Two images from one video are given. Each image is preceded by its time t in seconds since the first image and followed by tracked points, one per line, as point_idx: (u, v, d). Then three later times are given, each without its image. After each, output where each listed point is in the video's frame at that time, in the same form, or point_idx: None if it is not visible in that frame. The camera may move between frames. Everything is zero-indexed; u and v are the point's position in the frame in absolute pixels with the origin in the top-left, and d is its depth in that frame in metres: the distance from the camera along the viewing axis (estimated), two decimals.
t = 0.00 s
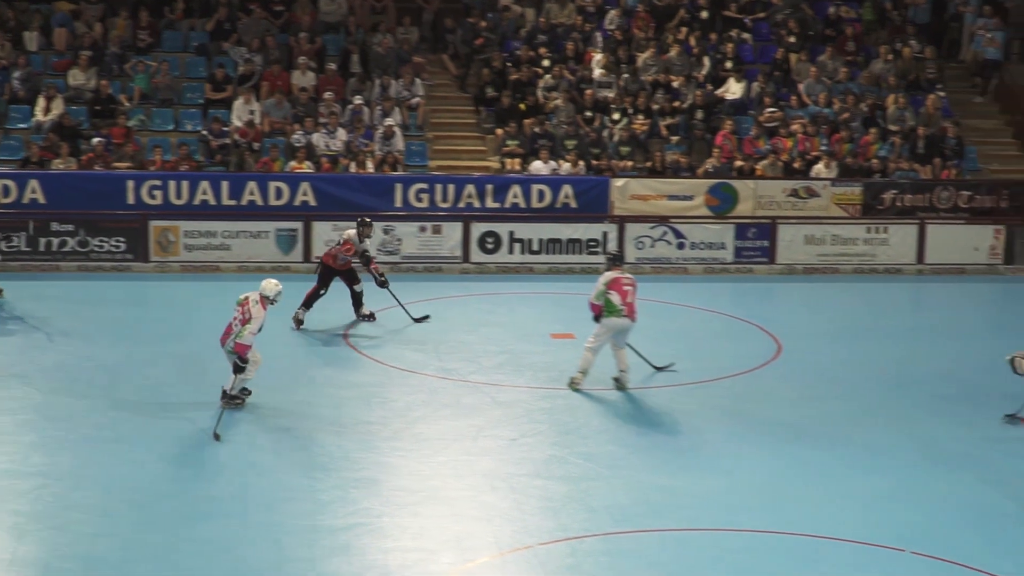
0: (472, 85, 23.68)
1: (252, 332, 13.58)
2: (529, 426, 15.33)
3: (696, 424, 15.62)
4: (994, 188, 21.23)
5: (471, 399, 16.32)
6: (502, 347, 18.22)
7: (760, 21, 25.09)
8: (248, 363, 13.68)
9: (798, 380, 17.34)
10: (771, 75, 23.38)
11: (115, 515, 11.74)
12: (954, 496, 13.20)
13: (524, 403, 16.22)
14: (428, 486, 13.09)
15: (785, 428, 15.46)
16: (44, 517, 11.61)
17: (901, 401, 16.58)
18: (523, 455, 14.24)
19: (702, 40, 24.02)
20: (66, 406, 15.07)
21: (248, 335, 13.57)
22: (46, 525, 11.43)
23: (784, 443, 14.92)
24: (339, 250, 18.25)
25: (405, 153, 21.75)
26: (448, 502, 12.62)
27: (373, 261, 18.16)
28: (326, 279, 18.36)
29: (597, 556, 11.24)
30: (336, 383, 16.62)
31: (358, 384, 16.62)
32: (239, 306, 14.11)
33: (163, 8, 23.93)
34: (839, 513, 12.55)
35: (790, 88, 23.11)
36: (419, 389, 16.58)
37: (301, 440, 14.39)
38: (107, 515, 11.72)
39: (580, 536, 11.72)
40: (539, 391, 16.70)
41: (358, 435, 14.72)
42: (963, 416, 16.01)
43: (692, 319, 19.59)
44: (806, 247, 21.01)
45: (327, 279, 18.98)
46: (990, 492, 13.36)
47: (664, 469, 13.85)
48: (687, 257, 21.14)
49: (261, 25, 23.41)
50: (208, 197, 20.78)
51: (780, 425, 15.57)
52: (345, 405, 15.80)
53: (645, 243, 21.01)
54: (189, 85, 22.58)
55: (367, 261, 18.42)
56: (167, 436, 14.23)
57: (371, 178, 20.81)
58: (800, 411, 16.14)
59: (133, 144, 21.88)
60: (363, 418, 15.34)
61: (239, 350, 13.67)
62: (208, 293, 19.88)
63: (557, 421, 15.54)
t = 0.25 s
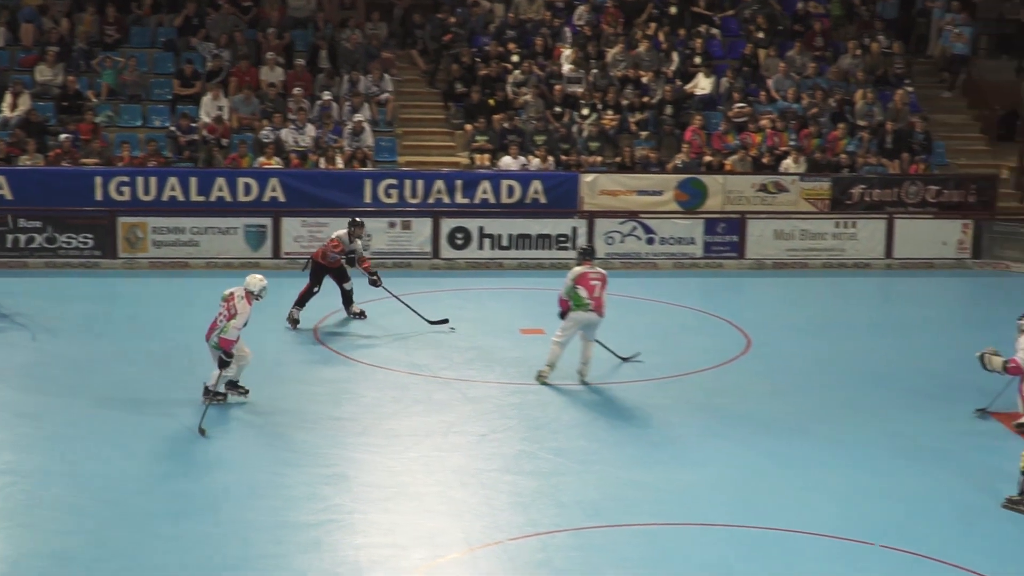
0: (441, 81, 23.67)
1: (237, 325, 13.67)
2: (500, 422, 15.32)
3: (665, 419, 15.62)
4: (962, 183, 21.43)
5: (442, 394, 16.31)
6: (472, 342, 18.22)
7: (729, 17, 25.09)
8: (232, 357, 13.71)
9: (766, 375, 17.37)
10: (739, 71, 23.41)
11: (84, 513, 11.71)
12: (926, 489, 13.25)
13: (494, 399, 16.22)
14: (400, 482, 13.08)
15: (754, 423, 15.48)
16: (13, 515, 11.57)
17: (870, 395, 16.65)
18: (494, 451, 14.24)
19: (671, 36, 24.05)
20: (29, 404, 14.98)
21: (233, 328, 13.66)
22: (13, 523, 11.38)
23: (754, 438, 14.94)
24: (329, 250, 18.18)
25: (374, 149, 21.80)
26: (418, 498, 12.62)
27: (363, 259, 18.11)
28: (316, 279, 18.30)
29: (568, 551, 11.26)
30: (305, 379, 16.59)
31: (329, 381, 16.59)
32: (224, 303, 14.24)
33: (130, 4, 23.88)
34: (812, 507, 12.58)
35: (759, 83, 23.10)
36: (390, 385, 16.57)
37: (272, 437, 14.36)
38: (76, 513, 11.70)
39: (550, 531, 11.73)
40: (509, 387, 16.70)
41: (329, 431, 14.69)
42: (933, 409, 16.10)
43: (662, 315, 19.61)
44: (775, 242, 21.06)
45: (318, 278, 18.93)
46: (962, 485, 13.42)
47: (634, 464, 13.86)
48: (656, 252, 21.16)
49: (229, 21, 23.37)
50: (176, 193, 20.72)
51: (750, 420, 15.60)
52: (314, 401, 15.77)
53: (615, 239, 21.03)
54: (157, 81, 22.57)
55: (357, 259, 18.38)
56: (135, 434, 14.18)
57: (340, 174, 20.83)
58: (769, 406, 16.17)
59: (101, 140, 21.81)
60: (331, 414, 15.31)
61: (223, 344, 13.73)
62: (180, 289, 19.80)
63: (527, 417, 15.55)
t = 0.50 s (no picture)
0: (411, 76, 23.66)
1: (222, 320, 13.80)
2: (470, 417, 15.33)
3: (632, 413, 15.64)
4: (930, 176, 21.34)
5: (411, 389, 16.32)
6: (443, 338, 18.22)
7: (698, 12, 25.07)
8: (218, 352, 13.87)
9: (734, 369, 17.39)
10: (709, 66, 23.43)
11: (52, 510, 11.70)
12: (897, 482, 13.32)
13: (464, 394, 16.22)
14: (370, 477, 13.09)
15: (722, 417, 15.50)
16: None
17: (838, 388, 16.72)
18: (464, 446, 14.24)
19: (640, 31, 24.06)
20: None
21: (219, 324, 13.81)
22: None
23: (723, 433, 14.98)
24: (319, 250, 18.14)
25: (343, 144, 21.78)
26: (388, 493, 12.64)
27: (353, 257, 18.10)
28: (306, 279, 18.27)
29: (538, 546, 11.30)
30: (273, 375, 16.56)
31: (297, 376, 16.56)
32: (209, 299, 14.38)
33: None
34: (783, 501, 12.62)
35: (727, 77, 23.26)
36: (360, 380, 16.56)
37: (241, 433, 14.33)
38: (45, 511, 11.69)
39: (520, 527, 11.75)
40: (479, 381, 16.72)
41: (297, 427, 14.68)
42: (901, 403, 16.19)
43: (632, 309, 19.63)
44: (744, 237, 21.16)
45: (307, 277, 18.91)
46: (934, 478, 13.49)
47: (602, 459, 13.87)
48: (626, 247, 21.22)
49: (197, 16, 23.34)
50: (144, 188, 20.59)
51: (718, 414, 15.62)
52: (283, 396, 15.74)
53: (584, 234, 21.08)
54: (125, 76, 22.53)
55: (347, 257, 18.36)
56: (101, 431, 14.12)
57: (309, 169, 20.76)
58: (737, 400, 16.20)
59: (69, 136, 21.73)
60: (298, 410, 15.28)
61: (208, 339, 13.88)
62: (150, 285, 19.78)
63: (496, 411, 15.56)
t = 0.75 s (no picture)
0: (381, 72, 23.63)
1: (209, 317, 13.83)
2: (440, 413, 15.33)
3: (600, 410, 15.65)
4: (898, 172, 21.66)
5: (382, 386, 16.32)
6: (414, 334, 18.21)
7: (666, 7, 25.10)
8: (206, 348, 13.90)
9: (705, 366, 17.42)
10: (678, 61, 23.41)
11: (20, 510, 11.69)
12: (869, 476, 13.41)
13: (435, 389, 16.22)
14: (339, 473, 13.13)
15: (690, 413, 15.53)
16: None
17: (807, 384, 16.79)
18: (435, 441, 14.26)
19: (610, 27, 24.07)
20: None
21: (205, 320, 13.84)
22: None
23: (691, 429, 15.01)
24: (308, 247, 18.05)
25: (313, 140, 21.78)
26: (359, 490, 12.68)
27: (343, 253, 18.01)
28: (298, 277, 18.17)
29: (508, 541, 11.37)
30: (241, 372, 16.51)
31: (266, 373, 16.52)
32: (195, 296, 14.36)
33: None
34: (756, 496, 12.68)
35: (697, 73, 23.10)
36: (330, 377, 16.54)
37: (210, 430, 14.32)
38: (12, 510, 11.67)
39: (491, 522, 11.81)
40: (450, 377, 16.72)
41: (267, 423, 14.67)
42: (871, 398, 16.28)
43: (600, 304, 19.65)
44: (714, 232, 21.23)
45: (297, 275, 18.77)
46: (905, 470, 13.58)
47: (572, 454, 13.92)
48: (596, 242, 21.21)
49: (166, 12, 23.32)
50: (114, 185, 20.61)
51: (687, 410, 15.65)
52: (253, 393, 15.70)
53: (554, 229, 21.06)
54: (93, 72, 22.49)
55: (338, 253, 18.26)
56: (66, 429, 14.06)
57: (278, 165, 20.82)
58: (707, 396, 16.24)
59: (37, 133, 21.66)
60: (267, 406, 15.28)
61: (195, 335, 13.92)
62: (121, 281, 19.70)
63: (467, 408, 15.56)
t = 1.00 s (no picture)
0: (354, 72, 23.99)
1: (201, 312, 14.52)
2: (413, 407, 15.74)
3: (569, 404, 16.08)
4: (861, 169, 22.13)
5: (356, 380, 16.72)
6: (389, 331, 18.60)
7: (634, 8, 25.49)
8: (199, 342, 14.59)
9: (671, 361, 17.87)
10: (646, 62, 23.85)
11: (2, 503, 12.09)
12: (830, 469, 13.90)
13: (408, 384, 16.63)
14: (315, 467, 13.54)
15: (657, 408, 15.98)
16: None
17: (770, 378, 17.27)
18: (409, 435, 14.68)
19: (579, 28, 24.46)
20: None
21: (198, 315, 14.55)
22: None
23: (656, 423, 15.45)
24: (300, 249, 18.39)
25: (287, 139, 22.07)
26: (335, 483, 13.11)
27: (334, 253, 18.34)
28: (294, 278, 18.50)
29: (482, 532, 11.84)
30: (217, 367, 16.88)
31: (242, 368, 16.89)
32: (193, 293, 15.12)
33: None
34: (719, 489, 13.16)
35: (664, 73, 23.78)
36: (305, 372, 16.92)
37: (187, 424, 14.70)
38: None
39: (464, 514, 12.29)
40: (423, 372, 17.13)
41: (244, 418, 15.06)
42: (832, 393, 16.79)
43: (569, 300, 20.09)
44: (682, 229, 21.64)
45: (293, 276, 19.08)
46: (866, 462, 14.08)
47: (541, 448, 14.37)
48: (566, 240, 21.62)
49: (141, 14, 23.66)
50: (91, 184, 20.89)
51: (653, 405, 16.08)
52: (230, 389, 16.06)
53: (525, 227, 21.48)
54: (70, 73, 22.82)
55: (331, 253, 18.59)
56: (46, 425, 14.42)
57: (253, 165, 21.15)
58: (673, 391, 16.68)
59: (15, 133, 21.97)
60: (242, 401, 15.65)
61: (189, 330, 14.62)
62: (101, 279, 20.03)
63: (441, 402, 15.97)
